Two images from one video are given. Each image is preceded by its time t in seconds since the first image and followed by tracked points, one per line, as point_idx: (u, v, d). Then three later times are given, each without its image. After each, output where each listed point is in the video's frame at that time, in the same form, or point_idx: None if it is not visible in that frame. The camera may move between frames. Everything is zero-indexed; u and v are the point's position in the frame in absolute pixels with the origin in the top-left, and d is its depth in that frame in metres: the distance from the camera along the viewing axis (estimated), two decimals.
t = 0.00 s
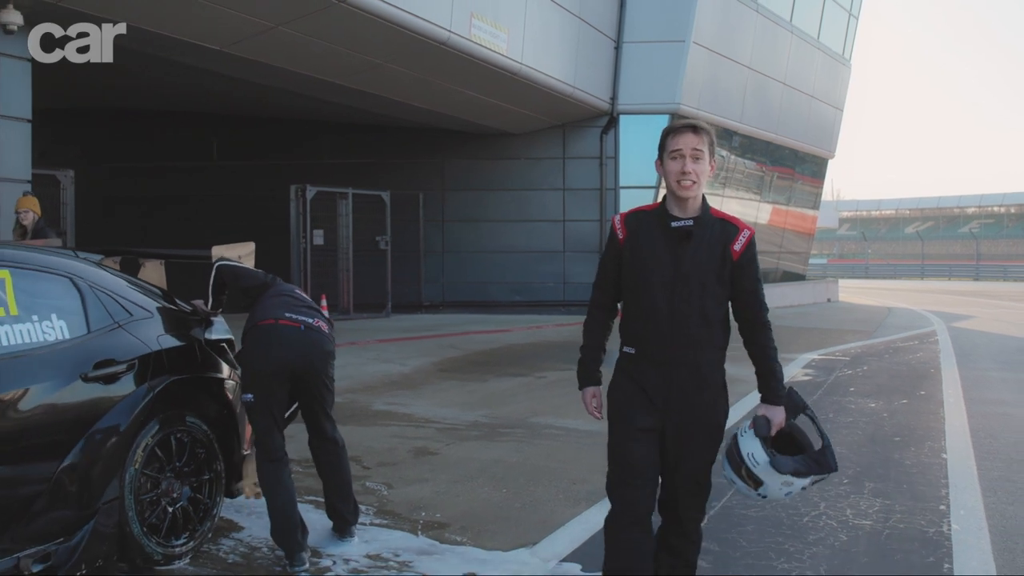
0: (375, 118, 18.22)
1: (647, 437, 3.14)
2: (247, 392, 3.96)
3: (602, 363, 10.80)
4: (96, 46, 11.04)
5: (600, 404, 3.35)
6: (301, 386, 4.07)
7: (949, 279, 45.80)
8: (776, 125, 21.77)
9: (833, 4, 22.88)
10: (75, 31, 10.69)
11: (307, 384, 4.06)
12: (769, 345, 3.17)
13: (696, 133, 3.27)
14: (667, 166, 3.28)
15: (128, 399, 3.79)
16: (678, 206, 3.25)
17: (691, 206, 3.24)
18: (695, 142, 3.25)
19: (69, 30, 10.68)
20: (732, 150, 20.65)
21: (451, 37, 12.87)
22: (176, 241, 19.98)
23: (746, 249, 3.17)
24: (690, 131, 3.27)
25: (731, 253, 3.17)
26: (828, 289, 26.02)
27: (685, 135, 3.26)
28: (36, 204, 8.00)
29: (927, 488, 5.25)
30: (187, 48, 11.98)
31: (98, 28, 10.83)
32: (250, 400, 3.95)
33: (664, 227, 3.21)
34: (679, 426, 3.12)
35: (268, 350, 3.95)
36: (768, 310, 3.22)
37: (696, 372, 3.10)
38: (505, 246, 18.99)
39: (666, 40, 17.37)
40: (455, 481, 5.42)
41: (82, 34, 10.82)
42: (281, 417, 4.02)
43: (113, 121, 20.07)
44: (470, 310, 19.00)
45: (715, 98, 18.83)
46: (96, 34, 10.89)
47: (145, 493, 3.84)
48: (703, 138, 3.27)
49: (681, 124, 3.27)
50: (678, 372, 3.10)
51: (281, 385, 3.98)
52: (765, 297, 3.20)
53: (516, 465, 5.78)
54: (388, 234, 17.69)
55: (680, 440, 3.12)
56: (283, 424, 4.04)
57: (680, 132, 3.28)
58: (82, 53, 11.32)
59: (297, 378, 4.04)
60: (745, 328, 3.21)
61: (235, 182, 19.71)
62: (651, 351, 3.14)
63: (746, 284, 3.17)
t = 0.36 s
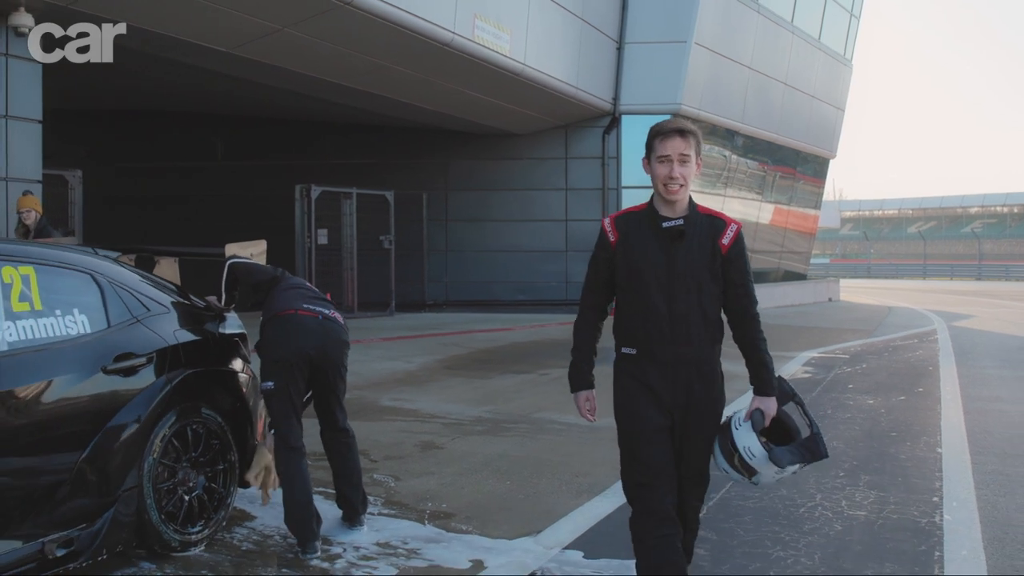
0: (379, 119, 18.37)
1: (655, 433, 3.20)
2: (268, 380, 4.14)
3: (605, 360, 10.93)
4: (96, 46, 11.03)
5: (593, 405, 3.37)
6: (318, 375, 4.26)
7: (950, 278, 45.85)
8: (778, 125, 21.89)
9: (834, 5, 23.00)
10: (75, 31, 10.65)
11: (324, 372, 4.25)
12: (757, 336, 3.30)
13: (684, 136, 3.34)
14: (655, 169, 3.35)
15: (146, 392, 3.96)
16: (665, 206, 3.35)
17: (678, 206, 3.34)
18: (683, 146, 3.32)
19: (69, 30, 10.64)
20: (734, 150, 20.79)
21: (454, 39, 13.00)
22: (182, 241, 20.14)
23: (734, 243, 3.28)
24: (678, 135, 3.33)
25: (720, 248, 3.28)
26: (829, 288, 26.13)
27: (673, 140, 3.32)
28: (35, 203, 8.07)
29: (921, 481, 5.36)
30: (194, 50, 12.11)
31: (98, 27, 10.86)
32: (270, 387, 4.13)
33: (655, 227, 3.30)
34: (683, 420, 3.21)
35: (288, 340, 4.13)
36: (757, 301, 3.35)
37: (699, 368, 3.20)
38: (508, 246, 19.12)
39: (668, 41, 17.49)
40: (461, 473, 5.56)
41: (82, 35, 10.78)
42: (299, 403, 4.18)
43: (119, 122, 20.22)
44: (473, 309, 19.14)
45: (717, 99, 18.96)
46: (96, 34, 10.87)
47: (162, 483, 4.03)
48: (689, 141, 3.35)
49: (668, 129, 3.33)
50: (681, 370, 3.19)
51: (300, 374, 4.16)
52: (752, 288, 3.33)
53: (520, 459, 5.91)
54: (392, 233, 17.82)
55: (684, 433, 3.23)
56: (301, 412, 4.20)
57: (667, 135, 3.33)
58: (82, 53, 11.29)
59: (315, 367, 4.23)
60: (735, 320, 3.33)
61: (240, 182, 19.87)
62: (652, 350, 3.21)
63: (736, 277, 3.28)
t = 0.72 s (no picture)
0: (384, 120, 18.49)
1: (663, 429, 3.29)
2: (297, 372, 4.30)
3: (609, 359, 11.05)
4: (96, 47, 10.93)
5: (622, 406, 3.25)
6: (344, 365, 4.49)
7: (954, 278, 45.85)
8: (781, 125, 21.99)
9: (837, 5, 23.09)
10: (76, 32, 10.51)
11: (349, 362, 4.48)
12: (736, 323, 3.27)
13: (668, 132, 3.37)
14: (640, 164, 3.40)
15: (165, 389, 4.13)
16: (652, 202, 3.40)
17: (664, 201, 3.39)
18: (667, 142, 3.35)
19: (69, 30, 10.50)
20: (737, 150, 20.89)
21: (459, 42, 13.12)
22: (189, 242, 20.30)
23: (722, 234, 3.36)
24: (662, 130, 3.36)
25: (708, 240, 3.36)
26: (833, 288, 26.22)
27: (659, 135, 3.35)
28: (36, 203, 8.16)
29: (920, 476, 5.46)
30: (202, 54, 12.23)
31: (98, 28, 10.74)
32: (298, 379, 4.27)
33: (646, 226, 3.36)
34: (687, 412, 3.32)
35: (317, 331, 4.34)
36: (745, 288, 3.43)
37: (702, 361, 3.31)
38: (513, 246, 19.24)
39: (672, 42, 17.61)
40: (467, 469, 5.67)
41: (82, 35, 10.64)
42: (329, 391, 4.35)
43: (126, 124, 20.37)
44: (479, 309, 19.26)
45: (720, 99, 19.06)
46: (95, 34, 10.74)
47: (181, 477, 4.20)
48: (675, 137, 3.38)
49: (654, 124, 3.37)
50: (684, 365, 3.28)
51: (328, 365, 4.38)
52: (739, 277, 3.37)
53: (526, 456, 6.03)
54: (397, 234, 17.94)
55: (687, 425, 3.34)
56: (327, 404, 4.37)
57: (653, 131, 3.37)
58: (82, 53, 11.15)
59: (341, 357, 4.45)
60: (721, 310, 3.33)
61: (246, 183, 20.01)
62: (654, 349, 3.29)
63: (725, 267, 3.34)
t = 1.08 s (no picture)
0: (391, 121, 18.63)
1: (661, 423, 3.39)
2: (317, 366, 4.78)
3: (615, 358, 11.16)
4: (96, 47, 10.46)
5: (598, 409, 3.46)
6: (366, 362, 4.81)
7: (960, 278, 45.84)
8: (786, 125, 22.07)
9: (841, 6, 23.17)
10: (76, 31, 10.06)
11: (370, 360, 4.81)
12: (730, 318, 3.31)
13: (658, 131, 3.41)
14: (632, 164, 3.44)
15: (183, 383, 4.30)
16: (646, 201, 3.45)
17: (658, 200, 3.43)
18: (657, 141, 3.39)
19: (69, 30, 9.98)
20: (742, 151, 21.00)
21: (466, 43, 13.24)
22: (198, 242, 20.47)
23: (714, 231, 3.37)
24: (652, 129, 3.41)
25: (701, 236, 3.38)
26: (837, 287, 26.30)
27: (648, 135, 3.40)
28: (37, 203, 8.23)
29: (920, 470, 5.55)
30: (213, 57, 12.36)
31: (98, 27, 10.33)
32: (319, 372, 4.79)
33: (640, 225, 3.43)
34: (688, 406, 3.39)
35: (338, 334, 4.72)
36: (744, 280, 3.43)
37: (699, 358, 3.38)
38: (519, 246, 19.36)
39: (676, 43, 17.71)
40: (475, 464, 5.80)
41: (83, 35, 10.22)
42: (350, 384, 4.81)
43: (135, 125, 20.54)
44: (485, 309, 19.38)
45: (725, 99, 19.17)
46: (96, 35, 10.36)
47: (198, 470, 4.37)
48: (665, 136, 3.41)
49: (643, 124, 3.42)
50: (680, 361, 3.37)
51: (349, 364, 4.78)
52: (735, 271, 3.38)
53: (532, 451, 6.15)
54: (404, 234, 18.06)
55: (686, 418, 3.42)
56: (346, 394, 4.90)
57: (644, 132, 3.41)
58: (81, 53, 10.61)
59: (362, 356, 4.81)
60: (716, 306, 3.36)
61: (254, 184, 20.16)
62: (650, 345, 3.39)
63: (717, 263, 3.35)
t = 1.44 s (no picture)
0: (397, 122, 18.76)
1: (661, 420, 3.48)
2: (336, 363, 5.20)
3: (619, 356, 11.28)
4: (96, 47, 10.31)
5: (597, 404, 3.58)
6: (373, 360, 5.36)
7: (966, 278, 45.79)
8: (791, 125, 22.14)
9: (847, 7, 23.23)
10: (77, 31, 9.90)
11: (378, 359, 5.37)
12: (741, 316, 3.40)
13: (636, 139, 3.47)
14: (616, 175, 3.51)
15: (199, 377, 4.45)
16: (635, 207, 3.54)
17: (648, 205, 3.51)
18: (637, 149, 3.46)
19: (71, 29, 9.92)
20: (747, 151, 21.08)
21: (472, 45, 13.37)
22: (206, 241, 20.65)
23: (707, 232, 3.44)
24: (630, 138, 3.47)
25: (694, 237, 3.45)
26: (842, 287, 26.36)
27: (627, 144, 3.46)
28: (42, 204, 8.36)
29: (918, 465, 5.66)
30: (222, 58, 12.50)
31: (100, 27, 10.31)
32: (337, 370, 5.21)
33: (632, 228, 3.52)
34: (687, 402, 3.46)
35: (363, 334, 5.21)
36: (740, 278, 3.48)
37: (696, 356, 3.45)
38: (525, 246, 19.49)
39: (681, 45, 17.81)
40: (482, 458, 5.93)
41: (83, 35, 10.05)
42: (362, 379, 5.34)
43: (144, 126, 20.70)
44: (491, 308, 19.51)
45: (730, 100, 19.26)
46: (96, 35, 10.24)
47: (213, 461, 4.52)
48: (643, 142, 3.47)
49: (620, 135, 3.48)
50: (676, 359, 3.44)
51: (363, 361, 5.28)
52: (732, 269, 3.45)
53: (537, 446, 6.28)
54: (410, 234, 18.19)
55: (685, 415, 3.49)
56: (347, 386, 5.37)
57: (621, 142, 3.48)
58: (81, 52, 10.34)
59: (373, 354, 5.35)
60: (716, 304, 3.45)
61: (262, 184, 20.31)
62: (646, 345, 3.47)
63: (713, 262, 3.43)
